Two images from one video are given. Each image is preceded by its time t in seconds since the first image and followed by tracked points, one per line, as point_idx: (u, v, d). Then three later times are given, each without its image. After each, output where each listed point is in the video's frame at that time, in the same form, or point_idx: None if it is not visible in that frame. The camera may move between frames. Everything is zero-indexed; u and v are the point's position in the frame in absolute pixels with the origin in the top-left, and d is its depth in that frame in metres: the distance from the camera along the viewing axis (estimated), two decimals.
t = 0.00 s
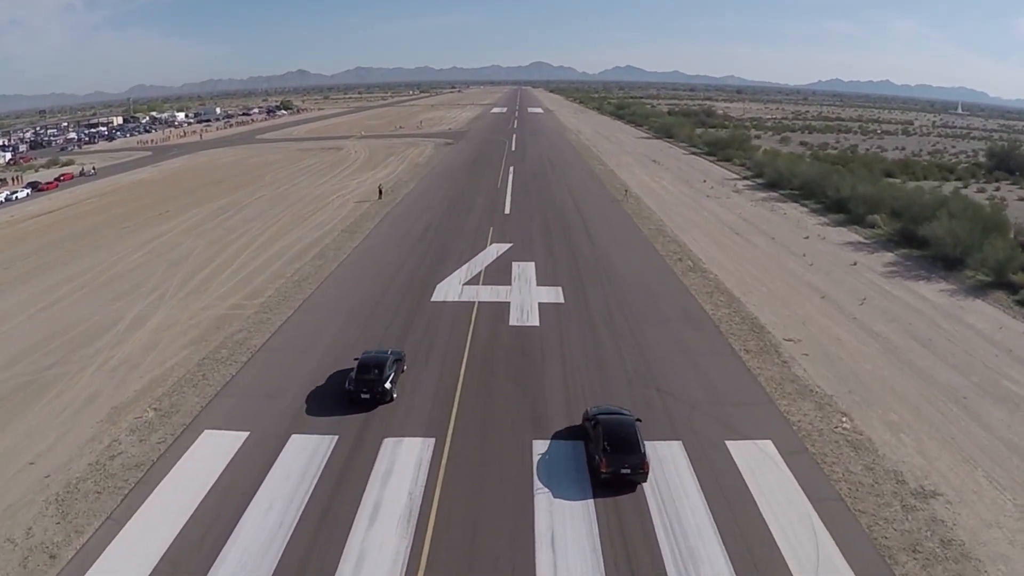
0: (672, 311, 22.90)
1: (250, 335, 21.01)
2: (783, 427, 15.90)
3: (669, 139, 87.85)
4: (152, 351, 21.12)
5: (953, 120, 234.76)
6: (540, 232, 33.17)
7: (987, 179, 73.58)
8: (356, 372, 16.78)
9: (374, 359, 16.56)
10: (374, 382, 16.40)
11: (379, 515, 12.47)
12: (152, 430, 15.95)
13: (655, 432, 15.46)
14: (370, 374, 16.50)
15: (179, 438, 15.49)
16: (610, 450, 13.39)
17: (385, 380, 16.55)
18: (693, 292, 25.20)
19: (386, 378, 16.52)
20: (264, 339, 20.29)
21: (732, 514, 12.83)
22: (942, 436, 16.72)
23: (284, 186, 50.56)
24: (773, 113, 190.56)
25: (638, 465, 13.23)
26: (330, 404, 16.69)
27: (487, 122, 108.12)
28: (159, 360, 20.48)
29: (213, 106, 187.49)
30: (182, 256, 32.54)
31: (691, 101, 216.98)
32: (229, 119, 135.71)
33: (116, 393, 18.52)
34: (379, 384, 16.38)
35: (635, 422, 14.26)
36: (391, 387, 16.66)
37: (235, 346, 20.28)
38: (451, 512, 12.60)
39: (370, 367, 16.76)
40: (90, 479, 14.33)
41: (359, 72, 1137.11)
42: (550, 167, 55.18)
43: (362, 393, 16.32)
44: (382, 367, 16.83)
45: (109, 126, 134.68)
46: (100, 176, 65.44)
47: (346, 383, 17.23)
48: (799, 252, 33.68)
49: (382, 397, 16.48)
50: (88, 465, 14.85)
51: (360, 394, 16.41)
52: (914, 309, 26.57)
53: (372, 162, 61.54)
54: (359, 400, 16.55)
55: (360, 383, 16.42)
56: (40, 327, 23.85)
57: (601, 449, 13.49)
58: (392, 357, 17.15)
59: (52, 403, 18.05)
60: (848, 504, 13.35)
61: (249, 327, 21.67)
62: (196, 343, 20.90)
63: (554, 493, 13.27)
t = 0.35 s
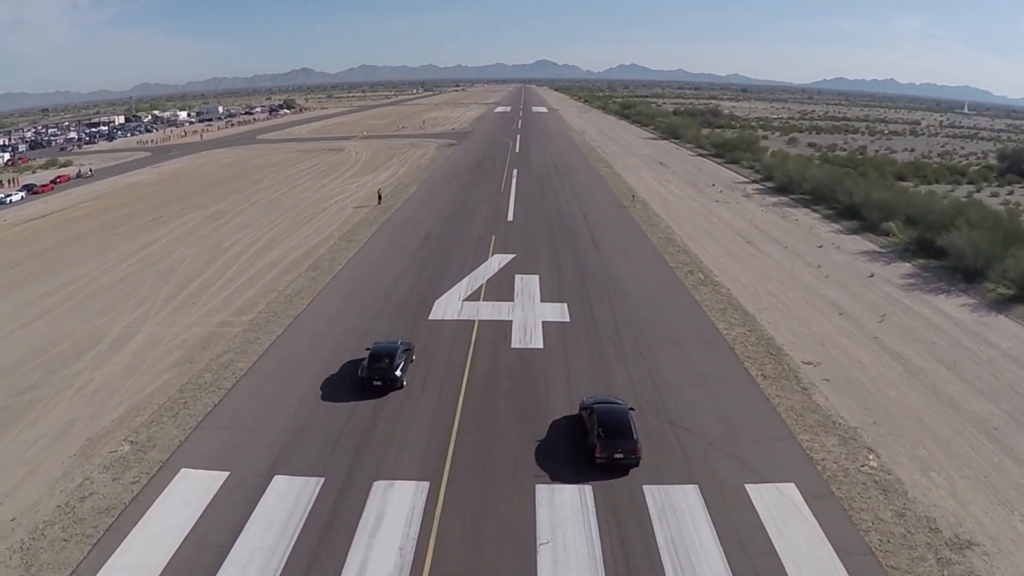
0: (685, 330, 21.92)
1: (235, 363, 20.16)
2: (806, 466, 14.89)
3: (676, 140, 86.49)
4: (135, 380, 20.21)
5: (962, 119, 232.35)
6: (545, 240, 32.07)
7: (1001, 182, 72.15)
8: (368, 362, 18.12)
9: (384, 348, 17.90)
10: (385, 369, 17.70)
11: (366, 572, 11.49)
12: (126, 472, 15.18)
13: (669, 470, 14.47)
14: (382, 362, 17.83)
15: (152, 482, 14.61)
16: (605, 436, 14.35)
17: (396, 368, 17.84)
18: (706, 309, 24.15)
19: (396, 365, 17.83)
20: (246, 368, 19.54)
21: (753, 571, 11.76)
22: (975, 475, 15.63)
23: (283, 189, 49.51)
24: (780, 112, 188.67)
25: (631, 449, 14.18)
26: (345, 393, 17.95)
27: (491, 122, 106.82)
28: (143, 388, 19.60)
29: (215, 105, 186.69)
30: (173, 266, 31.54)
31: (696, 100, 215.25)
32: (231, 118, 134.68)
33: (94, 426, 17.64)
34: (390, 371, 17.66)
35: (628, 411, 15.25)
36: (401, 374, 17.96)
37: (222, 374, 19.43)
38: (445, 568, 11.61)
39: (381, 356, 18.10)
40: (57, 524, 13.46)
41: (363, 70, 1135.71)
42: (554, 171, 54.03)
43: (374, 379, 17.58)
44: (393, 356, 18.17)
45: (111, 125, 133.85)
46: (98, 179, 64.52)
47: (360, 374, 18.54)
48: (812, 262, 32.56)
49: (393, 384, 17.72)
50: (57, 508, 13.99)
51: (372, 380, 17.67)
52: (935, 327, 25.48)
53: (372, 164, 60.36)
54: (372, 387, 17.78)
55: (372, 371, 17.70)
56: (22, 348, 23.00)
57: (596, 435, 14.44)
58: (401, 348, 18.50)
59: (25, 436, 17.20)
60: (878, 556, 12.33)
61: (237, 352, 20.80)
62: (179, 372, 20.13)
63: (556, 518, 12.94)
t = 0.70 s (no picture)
0: (695, 357, 20.80)
1: (215, 398, 19.04)
2: (829, 520, 13.78)
3: (679, 144, 85.21)
4: (112, 415, 19.08)
5: (965, 122, 230.71)
6: (546, 253, 30.82)
7: (1010, 189, 70.92)
8: (377, 355, 18.89)
9: (392, 344, 18.61)
10: (393, 363, 18.47)
11: None
12: (94, 522, 14.03)
13: (681, 525, 13.36)
14: (390, 356, 18.59)
15: (120, 535, 13.47)
16: (597, 426, 15.37)
17: (403, 362, 18.62)
18: (717, 332, 23.03)
19: (403, 359, 18.59)
20: (226, 404, 18.49)
21: None
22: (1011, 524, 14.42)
23: (276, 196, 48.23)
24: (782, 115, 187.18)
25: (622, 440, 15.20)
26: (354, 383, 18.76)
27: (491, 125, 105.48)
28: (120, 425, 18.53)
29: (214, 107, 185.33)
30: (159, 280, 30.34)
31: (697, 102, 213.76)
32: (229, 121, 133.34)
33: (64, 468, 16.52)
34: (398, 364, 18.44)
35: (619, 404, 16.29)
36: (408, 368, 18.72)
37: (202, 412, 18.34)
38: None
39: (389, 351, 18.83)
40: None
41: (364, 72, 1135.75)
42: (556, 177, 52.75)
43: (383, 372, 18.37)
44: (400, 350, 18.90)
45: (108, 128, 132.48)
46: (90, 184, 63.19)
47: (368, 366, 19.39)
48: (824, 278, 31.33)
49: (401, 376, 18.52)
50: (16, 567, 12.83)
51: (380, 373, 18.44)
52: (955, 350, 24.30)
53: (370, 169, 59.09)
54: (380, 379, 18.57)
55: (381, 364, 18.46)
56: None
57: (588, 427, 15.45)
58: (408, 342, 19.25)
59: None
60: None
61: (219, 386, 19.70)
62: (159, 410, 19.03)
63: None
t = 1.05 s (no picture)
0: (707, 391, 19.59)
1: (196, 439, 17.88)
2: None
3: (684, 151, 83.87)
4: (86, 455, 17.92)
5: (972, 127, 228.77)
6: (548, 271, 29.54)
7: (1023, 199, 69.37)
8: (387, 352, 20.16)
9: (402, 340, 19.88)
10: (403, 358, 19.75)
11: None
12: None
13: None
14: (400, 352, 19.86)
15: None
16: (590, 419, 16.37)
17: (412, 358, 19.88)
18: (730, 362, 21.79)
19: (412, 355, 19.84)
20: (206, 446, 17.34)
21: None
22: None
23: (272, 208, 47.02)
24: (787, 121, 185.60)
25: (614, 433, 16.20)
26: (366, 378, 19.99)
27: (493, 131, 104.18)
28: (95, 466, 17.34)
29: (215, 112, 184.49)
30: (146, 300, 29.19)
31: (701, 107, 212.29)
32: (230, 126, 132.27)
33: (30, 517, 15.36)
34: (407, 359, 19.71)
35: (611, 399, 17.28)
36: (416, 364, 19.98)
37: (180, 455, 17.16)
38: None
39: (399, 348, 20.09)
40: None
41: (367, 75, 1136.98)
42: (559, 187, 51.47)
43: (394, 367, 19.60)
44: (409, 347, 20.16)
45: (108, 134, 131.57)
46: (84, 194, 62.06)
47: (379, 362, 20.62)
48: (838, 299, 30.04)
49: (410, 371, 19.77)
50: None
51: (391, 368, 19.67)
52: (980, 379, 22.98)
53: (369, 179, 57.84)
54: (390, 374, 19.80)
55: (391, 359, 19.71)
56: None
57: (583, 420, 16.43)
58: (417, 340, 20.50)
59: None
60: None
61: (201, 425, 18.55)
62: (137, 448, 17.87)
63: None
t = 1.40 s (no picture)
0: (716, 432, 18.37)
1: (167, 486, 16.54)
2: None
3: (684, 158, 82.63)
4: (48, 503, 16.57)
5: (971, 131, 227.70)
6: (546, 292, 28.27)
7: None
8: (392, 349, 21.26)
9: (406, 338, 21.01)
10: (407, 355, 20.82)
11: None
12: None
13: None
14: (404, 349, 20.94)
15: None
16: (578, 412, 17.46)
17: (416, 354, 20.99)
18: (739, 396, 20.59)
19: (416, 352, 20.96)
20: (178, 496, 16.02)
21: None
22: None
23: (261, 219, 45.57)
24: (786, 125, 184.31)
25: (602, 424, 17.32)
26: (372, 373, 21.09)
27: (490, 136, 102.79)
28: (56, 517, 15.97)
29: (210, 115, 182.63)
30: (124, 323, 27.78)
31: (699, 111, 211.10)
32: (224, 130, 130.46)
33: None
34: (411, 356, 20.79)
35: (599, 393, 18.37)
36: (420, 360, 21.08)
37: (149, 505, 15.83)
38: None
39: (403, 345, 21.20)
40: None
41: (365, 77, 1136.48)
42: (557, 197, 50.13)
43: (398, 363, 20.66)
44: (413, 345, 21.30)
45: (100, 138, 129.71)
46: (71, 202, 60.41)
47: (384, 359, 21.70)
48: (848, 322, 28.80)
49: (414, 367, 20.85)
50: None
51: (395, 363, 20.74)
52: (1002, 412, 21.74)
53: (362, 188, 56.39)
54: (394, 369, 20.85)
55: (396, 356, 20.80)
56: None
57: (572, 413, 17.51)
58: (420, 338, 21.65)
59: None
60: None
61: (173, 469, 17.22)
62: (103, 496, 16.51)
63: None
